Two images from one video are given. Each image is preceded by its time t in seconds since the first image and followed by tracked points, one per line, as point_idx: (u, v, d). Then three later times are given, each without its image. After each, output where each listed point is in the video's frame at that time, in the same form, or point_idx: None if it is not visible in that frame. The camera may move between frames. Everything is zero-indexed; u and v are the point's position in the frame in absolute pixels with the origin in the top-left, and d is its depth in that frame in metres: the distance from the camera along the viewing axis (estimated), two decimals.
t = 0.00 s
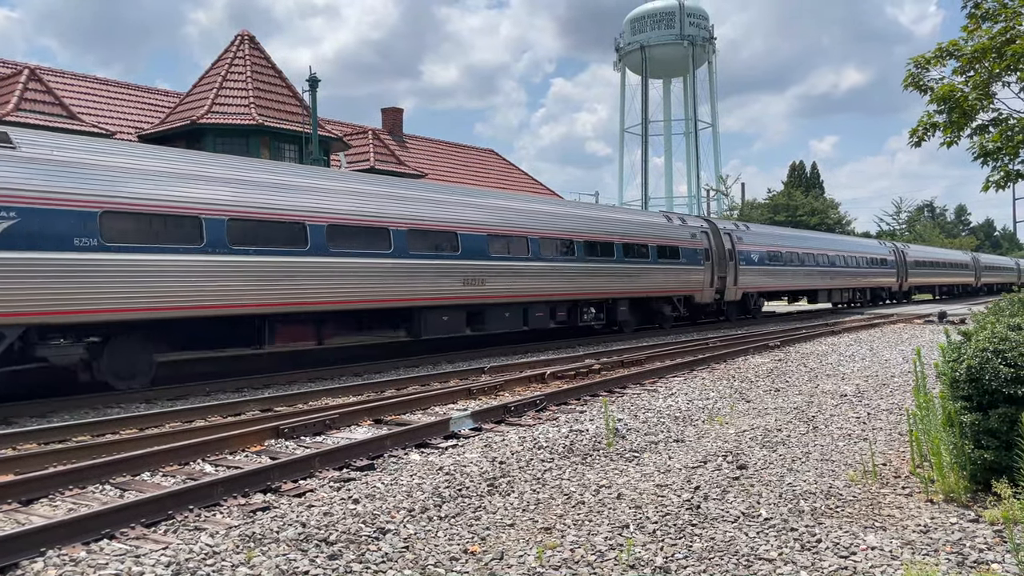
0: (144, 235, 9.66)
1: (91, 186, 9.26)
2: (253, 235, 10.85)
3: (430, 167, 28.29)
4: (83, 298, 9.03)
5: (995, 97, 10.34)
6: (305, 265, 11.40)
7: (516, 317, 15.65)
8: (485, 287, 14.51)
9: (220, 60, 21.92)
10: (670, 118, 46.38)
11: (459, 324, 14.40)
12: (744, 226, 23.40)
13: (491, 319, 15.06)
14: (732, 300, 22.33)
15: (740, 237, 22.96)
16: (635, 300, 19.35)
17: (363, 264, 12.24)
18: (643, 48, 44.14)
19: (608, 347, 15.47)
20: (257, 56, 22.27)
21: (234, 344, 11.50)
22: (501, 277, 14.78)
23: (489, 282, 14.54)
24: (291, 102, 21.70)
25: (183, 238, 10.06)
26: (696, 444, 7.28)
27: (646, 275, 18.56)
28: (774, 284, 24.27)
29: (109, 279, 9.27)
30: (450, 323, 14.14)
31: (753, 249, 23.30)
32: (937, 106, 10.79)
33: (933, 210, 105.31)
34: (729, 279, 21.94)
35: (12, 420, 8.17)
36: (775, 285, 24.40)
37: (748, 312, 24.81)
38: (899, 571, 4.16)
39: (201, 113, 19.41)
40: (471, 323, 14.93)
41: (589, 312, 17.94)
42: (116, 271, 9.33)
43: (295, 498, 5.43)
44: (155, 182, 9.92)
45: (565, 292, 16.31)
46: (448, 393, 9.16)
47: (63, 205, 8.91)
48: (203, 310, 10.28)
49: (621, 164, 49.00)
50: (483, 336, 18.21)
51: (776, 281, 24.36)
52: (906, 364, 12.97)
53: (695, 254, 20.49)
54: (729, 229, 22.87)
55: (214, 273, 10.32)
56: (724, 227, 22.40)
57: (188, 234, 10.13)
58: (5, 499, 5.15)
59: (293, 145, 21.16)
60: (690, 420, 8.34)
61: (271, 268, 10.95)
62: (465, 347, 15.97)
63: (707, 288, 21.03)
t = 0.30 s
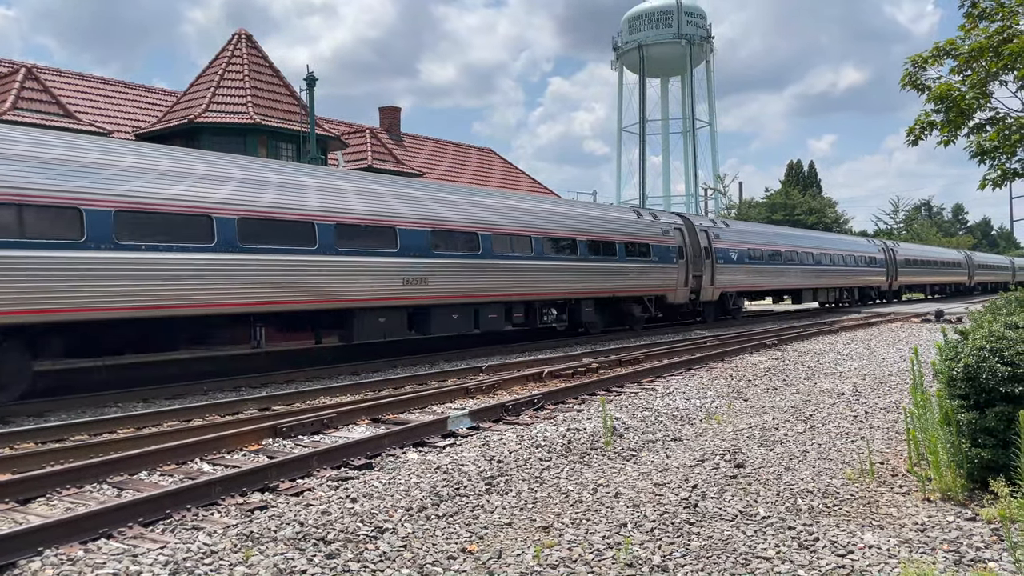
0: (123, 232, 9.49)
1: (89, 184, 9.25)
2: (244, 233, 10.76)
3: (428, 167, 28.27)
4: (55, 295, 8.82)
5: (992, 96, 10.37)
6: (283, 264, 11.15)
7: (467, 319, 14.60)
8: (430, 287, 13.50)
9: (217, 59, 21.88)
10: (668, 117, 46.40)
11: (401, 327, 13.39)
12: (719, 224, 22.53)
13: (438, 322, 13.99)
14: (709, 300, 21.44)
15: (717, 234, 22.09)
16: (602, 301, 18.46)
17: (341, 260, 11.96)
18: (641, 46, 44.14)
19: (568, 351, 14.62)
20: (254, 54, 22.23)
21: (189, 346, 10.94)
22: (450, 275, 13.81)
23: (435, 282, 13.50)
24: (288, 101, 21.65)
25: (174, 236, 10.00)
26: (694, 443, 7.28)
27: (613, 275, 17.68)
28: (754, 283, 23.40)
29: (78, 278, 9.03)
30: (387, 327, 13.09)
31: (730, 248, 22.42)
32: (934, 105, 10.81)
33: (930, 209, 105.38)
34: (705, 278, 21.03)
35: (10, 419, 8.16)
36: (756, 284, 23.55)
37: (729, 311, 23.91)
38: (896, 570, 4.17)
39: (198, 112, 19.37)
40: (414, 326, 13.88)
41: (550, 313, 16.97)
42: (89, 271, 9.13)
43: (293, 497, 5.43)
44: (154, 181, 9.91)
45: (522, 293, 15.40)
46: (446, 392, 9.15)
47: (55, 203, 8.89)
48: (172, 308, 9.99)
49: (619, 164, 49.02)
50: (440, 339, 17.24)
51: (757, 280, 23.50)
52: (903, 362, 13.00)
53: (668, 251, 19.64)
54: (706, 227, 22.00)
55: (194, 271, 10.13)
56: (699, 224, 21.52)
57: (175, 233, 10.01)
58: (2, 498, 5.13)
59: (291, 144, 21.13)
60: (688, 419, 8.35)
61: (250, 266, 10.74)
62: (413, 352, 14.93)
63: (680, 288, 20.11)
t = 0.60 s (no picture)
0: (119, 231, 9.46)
1: (87, 182, 9.23)
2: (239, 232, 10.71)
3: (425, 165, 28.24)
4: (16, 296, 8.49)
5: (989, 94, 10.40)
6: (237, 261, 10.63)
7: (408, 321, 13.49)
8: (363, 286, 12.37)
9: (214, 57, 21.85)
10: (666, 115, 46.40)
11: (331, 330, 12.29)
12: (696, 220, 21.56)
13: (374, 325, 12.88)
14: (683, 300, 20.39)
15: (692, 231, 21.06)
16: (564, 301, 17.40)
17: (295, 257, 11.35)
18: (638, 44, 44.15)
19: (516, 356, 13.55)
20: (251, 52, 22.21)
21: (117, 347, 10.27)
22: (388, 273, 12.72)
23: (368, 281, 12.39)
24: (285, 99, 21.62)
25: (169, 234, 9.96)
26: (691, 441, 7.29)
27: (574, 273, 16.61)
28: (732, 282, 22.37)
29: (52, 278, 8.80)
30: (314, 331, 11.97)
31: (707, 245, 21.47)
32: (931, 103, 10.82)
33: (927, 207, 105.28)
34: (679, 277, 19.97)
35: (8, 417, 8.14)
36: (734, 283, 22.52)
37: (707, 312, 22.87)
38: (893, 568, 4.17)
39: (195, 110, 19.33)
40: (348, 329, 12.78)
41: (506, 314, 15.89)
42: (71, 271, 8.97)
43: (290, 495, 5.42)
44: (152, 179, 9.90)
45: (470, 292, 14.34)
46: (444, 390, 9.15)
47: (54, 202, 8.88)
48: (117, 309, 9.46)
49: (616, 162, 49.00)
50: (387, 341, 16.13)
51: (735, 279, 22.45)
52: (900, 360, 13.03)
53: (638, 249, 18.60)
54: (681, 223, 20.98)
55: (176, 270, 9.98)
56: (673, 220, 20.48)
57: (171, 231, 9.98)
58: None
59: (289, 143, 21.11)
60: (685, 417, 8.35)
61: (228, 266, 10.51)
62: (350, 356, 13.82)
63: (650, 287, 19.02)
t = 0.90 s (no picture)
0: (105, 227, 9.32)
1: (85, 179, 9.20)
2: (218, 230, 10.51)
3: (422, 163, 28.22)
4: (12, 294, 8.47)
5: (985, 93, 10.42)
6: (159, 259, 9.80)
7: (340, 324, 12.42)
8: (285, 286, 11.28)
9: (211, 54, 21.80)
10: (664, 114, 46.39)
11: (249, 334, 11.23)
12: (672, 216, 20.80)
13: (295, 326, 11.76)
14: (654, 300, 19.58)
15: (666, 227, 20.24)
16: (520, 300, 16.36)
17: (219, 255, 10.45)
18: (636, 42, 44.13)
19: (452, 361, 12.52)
20: (248, 50, 22.16)
21: (24, 354, 9.36)
22: (316, 272, 11.62)
23: (291, 280, 11.29)
24: (282, 97, 21.59)
25: (165, 232, 9.93)
26: (688, 439, 7.30)
27: (528, 271, 15.60)
28: (707, 281, 21.53)
29: (29, 275, 8.63)
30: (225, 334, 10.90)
31: (684, 243, 20.67)
32: (928, 101, 10.84)
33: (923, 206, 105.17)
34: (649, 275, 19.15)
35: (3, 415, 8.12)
36: (709, 282, 21.65)
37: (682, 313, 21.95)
38: (890, 565, 4.18)
39: (192, 107, 19.29)
40: (270, 332, 11.70)
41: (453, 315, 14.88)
42: (52, 268, 8.84)
43: (287, 494, 5.42)
44: (150, 176, 9.87)
45: (411, 293, 13.25)
46: (441, 388, 9.15)
47: (49, 199, 8.84)
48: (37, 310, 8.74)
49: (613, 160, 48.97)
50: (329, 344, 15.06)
51: (711, 278, 21.59)
52: (897, 358, 13.05)
53: (605, 246, 17.80)
54: (653, 219, 20.17)
55: (171, 268, 9.95)
56: (644, 216, 19.65)
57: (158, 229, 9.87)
58: None
59: (286, 140, 21.07)
60: (682, 415, 8.36)
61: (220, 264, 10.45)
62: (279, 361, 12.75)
63: (615, 285, 18.10)
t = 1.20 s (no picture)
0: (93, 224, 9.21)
1: (80, 177, 9.16)
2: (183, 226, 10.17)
3: (419, 161, 28.21)
4: (7, 292, 8.44)
5: (981, 90, 10.43)
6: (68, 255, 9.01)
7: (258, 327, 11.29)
8: (188, 286, 10.14)
9: (207, 51, 21.73)
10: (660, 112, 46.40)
11: (145, 339, 10.02)
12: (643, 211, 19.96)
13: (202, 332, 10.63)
14: (622, 299, 18.73)
15: (636, 223, 19.41)
16: (473, 301, 15.30)
17: (101, 252, 9.24)
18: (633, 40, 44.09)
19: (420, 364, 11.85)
20: (245, 47, 22.10)
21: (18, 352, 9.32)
22: (226, 268, 10.52)
23: (194, 279, 10.16)
24: (279, 94, 21.54)
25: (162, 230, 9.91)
26: (685, 437, 7.31)
27: (479, 268, 14.56)
28: (682, 280, 20.65)
29: (24, 272, 8.60)
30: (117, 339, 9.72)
31: (655, 240, 19.82)
32: (925, 99, 10.86)
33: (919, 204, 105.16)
34: (617, 273, 18.36)
35: None
36: (684, 282, 20.81)
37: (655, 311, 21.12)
38: (886, 562, 4.18)
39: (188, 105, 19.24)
40: (173, 335, 10.59)
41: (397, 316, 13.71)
42: (48, 266, 8.81)
43: (284, 492, 5.41)
44: (145, 174, 9.82)
45: (344, 293, 12.16)
46: (438, 386, 9.15)
47: (43, 196, 8.83)
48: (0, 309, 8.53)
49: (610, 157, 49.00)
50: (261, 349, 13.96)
51: (685, 277, 20.73)
52: (893, 356, 13.09)
53: (568, 242, 16.93)
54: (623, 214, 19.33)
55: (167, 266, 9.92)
56: (612, 212, 18.81)
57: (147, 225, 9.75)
58: None
59: (282, 138, 21.03)
60: (679, 413, 8.37)
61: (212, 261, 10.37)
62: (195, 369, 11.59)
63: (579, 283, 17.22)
